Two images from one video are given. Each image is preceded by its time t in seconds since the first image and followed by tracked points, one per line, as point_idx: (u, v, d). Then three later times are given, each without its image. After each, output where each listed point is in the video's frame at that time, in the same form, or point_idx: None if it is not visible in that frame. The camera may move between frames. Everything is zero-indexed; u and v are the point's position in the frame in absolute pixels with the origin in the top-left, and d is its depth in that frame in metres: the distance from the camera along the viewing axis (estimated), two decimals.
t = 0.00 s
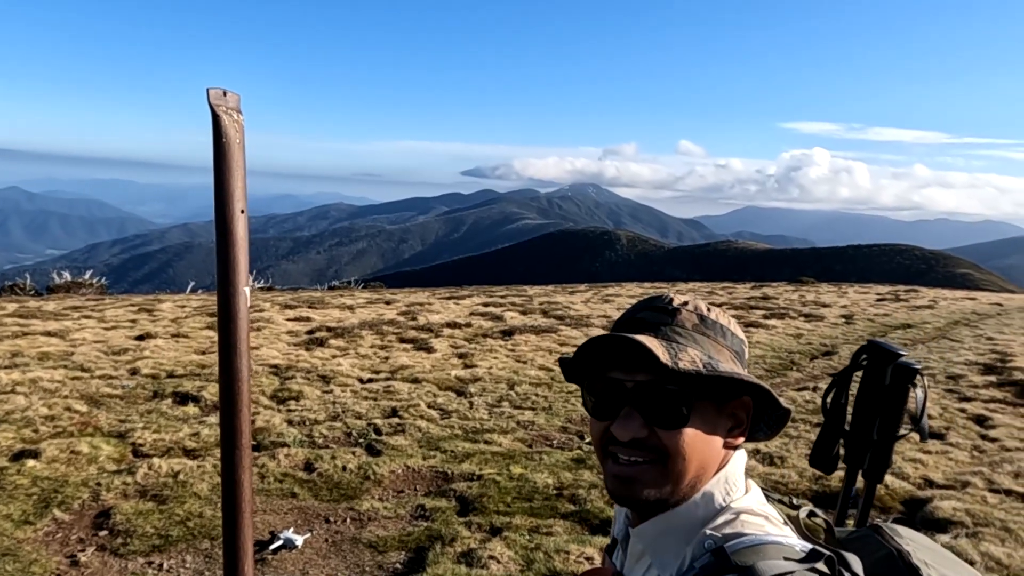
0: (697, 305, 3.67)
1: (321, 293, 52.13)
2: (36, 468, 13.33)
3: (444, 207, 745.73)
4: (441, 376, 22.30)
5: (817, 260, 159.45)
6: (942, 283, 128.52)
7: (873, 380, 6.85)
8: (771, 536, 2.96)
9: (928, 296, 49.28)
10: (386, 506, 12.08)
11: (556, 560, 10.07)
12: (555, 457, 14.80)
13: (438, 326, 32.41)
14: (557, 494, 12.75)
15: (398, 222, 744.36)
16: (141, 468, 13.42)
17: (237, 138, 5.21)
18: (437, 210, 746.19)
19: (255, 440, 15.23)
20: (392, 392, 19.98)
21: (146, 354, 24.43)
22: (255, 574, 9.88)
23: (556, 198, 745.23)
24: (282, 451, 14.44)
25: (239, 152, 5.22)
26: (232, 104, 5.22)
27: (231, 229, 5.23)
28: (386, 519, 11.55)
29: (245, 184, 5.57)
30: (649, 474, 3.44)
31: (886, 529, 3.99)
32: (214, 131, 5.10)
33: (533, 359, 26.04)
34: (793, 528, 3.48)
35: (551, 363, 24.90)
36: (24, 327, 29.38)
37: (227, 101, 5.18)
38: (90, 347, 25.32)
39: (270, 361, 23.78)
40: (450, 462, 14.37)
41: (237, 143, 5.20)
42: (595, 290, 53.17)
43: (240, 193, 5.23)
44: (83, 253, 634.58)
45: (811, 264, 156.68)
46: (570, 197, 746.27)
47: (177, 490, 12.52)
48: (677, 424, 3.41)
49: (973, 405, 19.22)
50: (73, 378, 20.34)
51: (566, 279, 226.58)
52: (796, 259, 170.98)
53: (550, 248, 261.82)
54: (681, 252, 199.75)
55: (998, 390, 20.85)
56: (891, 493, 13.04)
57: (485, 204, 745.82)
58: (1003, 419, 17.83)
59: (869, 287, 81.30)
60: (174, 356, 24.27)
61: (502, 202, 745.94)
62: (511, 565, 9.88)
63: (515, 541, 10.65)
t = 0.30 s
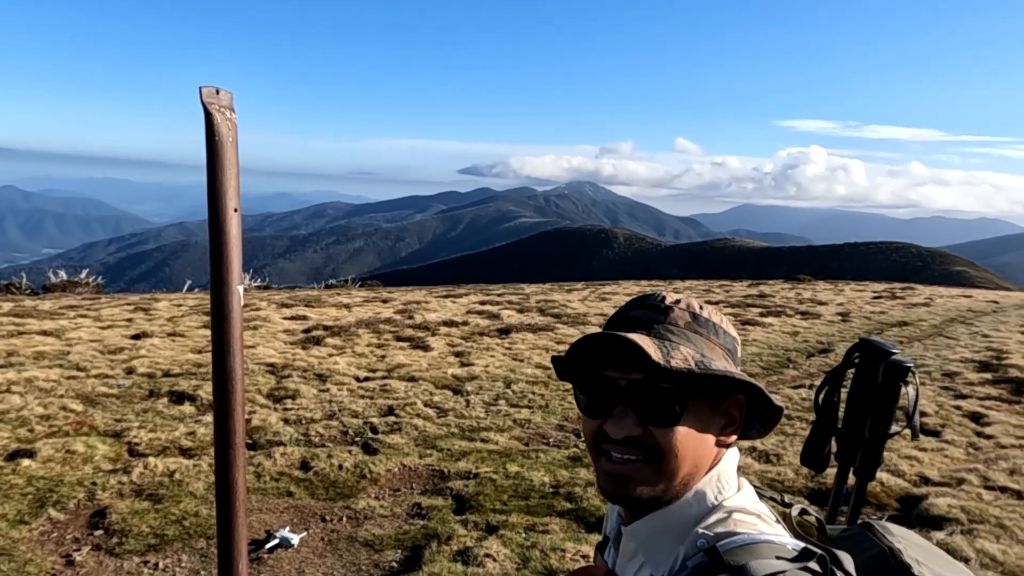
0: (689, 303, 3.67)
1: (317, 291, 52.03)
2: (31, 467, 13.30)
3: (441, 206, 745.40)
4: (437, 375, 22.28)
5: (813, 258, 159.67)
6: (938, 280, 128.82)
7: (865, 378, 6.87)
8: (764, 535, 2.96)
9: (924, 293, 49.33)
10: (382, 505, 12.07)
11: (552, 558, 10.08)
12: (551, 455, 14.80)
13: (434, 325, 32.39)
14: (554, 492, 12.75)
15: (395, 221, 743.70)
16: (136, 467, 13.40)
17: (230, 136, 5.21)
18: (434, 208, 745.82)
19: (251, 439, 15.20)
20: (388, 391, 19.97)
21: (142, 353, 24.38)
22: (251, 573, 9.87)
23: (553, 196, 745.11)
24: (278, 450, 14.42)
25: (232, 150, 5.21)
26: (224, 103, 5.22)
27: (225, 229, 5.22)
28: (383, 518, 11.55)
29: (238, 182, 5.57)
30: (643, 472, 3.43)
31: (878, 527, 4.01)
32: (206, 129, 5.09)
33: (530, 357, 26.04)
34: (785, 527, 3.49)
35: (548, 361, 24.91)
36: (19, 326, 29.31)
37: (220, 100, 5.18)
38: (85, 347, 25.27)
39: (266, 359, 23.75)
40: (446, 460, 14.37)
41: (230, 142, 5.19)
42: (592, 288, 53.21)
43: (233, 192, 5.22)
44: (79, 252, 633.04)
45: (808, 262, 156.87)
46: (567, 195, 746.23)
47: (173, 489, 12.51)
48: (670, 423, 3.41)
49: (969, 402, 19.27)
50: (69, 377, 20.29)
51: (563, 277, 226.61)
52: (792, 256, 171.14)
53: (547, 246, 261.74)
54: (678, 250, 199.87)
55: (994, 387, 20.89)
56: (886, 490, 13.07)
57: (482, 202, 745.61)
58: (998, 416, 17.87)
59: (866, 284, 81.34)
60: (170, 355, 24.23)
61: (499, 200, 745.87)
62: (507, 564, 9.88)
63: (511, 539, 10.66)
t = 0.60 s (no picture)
0: (686, 309, 3.66)
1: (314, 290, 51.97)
2: (26, 468, 13.27)
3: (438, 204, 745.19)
4: (434, 374, 22.27)
5: (810, 256, 159.89)
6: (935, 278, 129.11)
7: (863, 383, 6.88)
8: (759, 541, 2.95)
9: (921, 291, 49.44)
10: (379, 505, 12.07)
11: (549, 558, 10.09)
12: (548, 455, 14.80)
13: (431, 324, 32.38)
14: (550, 492, 12.75)
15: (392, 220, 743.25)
16: (132, 468, 13.38)
17: (223, 138, 5.19)
18: (431, 207, 745.73)
19: (247, 439, 15.18)
20: (385, 390, 19.96)
21: (138, 353, 24.34)
22: (247, 574, 9.86)
23: (551, 195, 744.84)
24: (275, 450, 14.40)
25: (225, 152, 5.19)
26: (218, 105, 5.20)
27: (219, 231, 5.20)
28: (379, 518, 11.54)
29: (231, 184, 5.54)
30: (638, 477, 3.44)
31: (874, 533, 4.01)
32: (199, 132, 5.07)
33: (527, 356, 26.04)
34: (780, 533, 3.48)
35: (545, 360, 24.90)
36: (14, 326, 29.25)
37: (213, 102, 5.17)
38: (81, 347, 25.22)
39: (263, 359, 23.72)
40: (443, 460, 14.36)
41: (223, 143, 5.18)
42: (589, 287, 53.22)
43: (227, 193, 5.19)
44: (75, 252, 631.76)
45: (805, 261, 157.09)
46: (564, 193, 746.19)
47: (169, 490, 12.49)
48: (666, 429, 3.41)
49: (965, 400, 19.30)
50: (64, 378, 20.25)
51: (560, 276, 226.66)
52: (789, 255, 171.34)
53: (545, 245, 261.73)
54: (675, 248, 200.00)
55: (990, 385, 20.94)
56: (882, 489, 13.09)
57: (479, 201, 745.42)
58: (994, 415, 17.91)
59: (864, 281, 81.42)
60: (166, 355, 24.19)
61: (496, 199, 745.81)
62: (503, 564, 9.88)
63: (507, 539, 10.66)
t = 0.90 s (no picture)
0: (686, 313, 3.65)
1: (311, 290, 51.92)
2: (23, 470, 13.23)
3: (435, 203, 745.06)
4: (432, 374, 22.25)
5: (808, 255, 160.06)
6: (932, 276, 129.37)
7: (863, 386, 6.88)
8: (762, 548, 2.96)
9: (918, 289, 49.50)
10: (377, 506, 12.05)
11: (547, 558, 10.08)
12: (546, 455, 14.80)
13: (429, 323, 32.37)
14: (549, 491, 12.75)
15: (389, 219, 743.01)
16: (129, 469, 13.35)
17: (219, 140, 5.16)
18: (428, 206, 745.88)
19: (245, 440, 15.16)
20: (382, 390, 19.95)
21: (135, 354, 24.28)
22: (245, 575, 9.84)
23: (548, 194, 744.54)
24: (272, 451, 14.39)
25: (221, 154, 5.17)
26: (213, 106, 5.18)
27: (215, 233, 5.18)
28: (377, 519, 11.53)
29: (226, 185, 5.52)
30: (638, 485, 3.43)
31: (875, 538, 4.02)
32: (195, 133, 5.05)
33: (525, 355, 26.05)
34: (782, 538, 3.48)
35: (543, 360, 24.89)
36: (10, 326, 29.14)
37: (208, 103, 5.14)
38: (78, 347, 25.16)
39: (260, 359, 23.70)
40: (441, 460, 14.35)
41: (219, 145, 5.15)
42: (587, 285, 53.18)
43: (222, 195, 5.18)
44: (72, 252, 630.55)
45: (802, 259, 157.27)
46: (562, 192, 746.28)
47: (166, 492, 12.46)
48: (666, 435, 3.40)
49: (963, 399, 19.34)
50: (61, 379, 20.20)
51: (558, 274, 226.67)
52: (786, 253, 171.52)
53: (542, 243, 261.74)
54: (673, 247, 200.11)
55: (987, 384, 20.97)
56: (881, 488, 13.11)
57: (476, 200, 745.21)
58: (992, 413, 17.93)
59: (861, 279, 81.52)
60: (163, 355, 24.14)
61: (494, 198, 745.72)
62: (502, 564, 9.87)
63: (506, 540, 10.65)
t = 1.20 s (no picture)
0: (680, 309, 3.66)
1: (309, 289, 51.88)
2: (19, 469, 13.20)
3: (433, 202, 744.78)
4: (429, 373, 22.23)
5: (805, 253, 160.26)
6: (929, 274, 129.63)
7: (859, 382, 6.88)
8: (758, 544, 2.95)
9: (914, 287, 49.59)
10: (374, 504, 12.05)
11: (545, 556, 10.08)
12: (544, 452, 14.81)
13: (426, 322, 32.37)
14: (546, 489, 12.76)
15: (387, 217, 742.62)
16: (126, 468, 13.34)
17: (214, 137, 5.15)
18: (426, 204, 745.74)
19: (242, 439, 15.14)
20: (380, 389, 19.93)
21: (132, 353, 24.24)
22: (242, 574, 9.83)
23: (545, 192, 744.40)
24: (269, 449, 14.38)
25: (216, 151, 5.15)
26: (208, 103, 5.16)
27: (210, 231, 5.17)
28: (375, 517, 11.53)
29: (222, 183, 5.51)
30: (635, 481, 3.45)
31: (871, 533, 4.02)
32: (190, 130, 5.03)
33: (523, 354, 26.07)
34: (778, 534, 3.47)
35: (541, 358, 24.90)
36: (6, 326, 29.06)
37: (203, 100, 5.12)
38: (75, 347, 25.10)
39: (257, 358, 23.68)
40: (439, 459, 14.34)
41: (214, 142, 5.14)
42: (584, 284, 53.18)
43: (218, 193, 5.16)
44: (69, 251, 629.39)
45: (799, 257, 157.44)
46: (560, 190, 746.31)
47: (163, 491, 12.45)
48: (662, 431, 3.42)
49: (959, 396, 19.37)
50: (58, 378, 20.17)
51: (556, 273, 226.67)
52: (784, 251, 171.67)
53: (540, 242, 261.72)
54: (670, 245, 200.24)
55: (984, 381, 21.01)
56: (878, 485, 13.12)
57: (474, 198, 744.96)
58: (988, 410, 17.96)
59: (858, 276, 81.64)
60: (160, 354, 24.10)
61: (491, 196, 745.50)
62: (499, 562, 9.88)
63: (503, 538, 10.65)
